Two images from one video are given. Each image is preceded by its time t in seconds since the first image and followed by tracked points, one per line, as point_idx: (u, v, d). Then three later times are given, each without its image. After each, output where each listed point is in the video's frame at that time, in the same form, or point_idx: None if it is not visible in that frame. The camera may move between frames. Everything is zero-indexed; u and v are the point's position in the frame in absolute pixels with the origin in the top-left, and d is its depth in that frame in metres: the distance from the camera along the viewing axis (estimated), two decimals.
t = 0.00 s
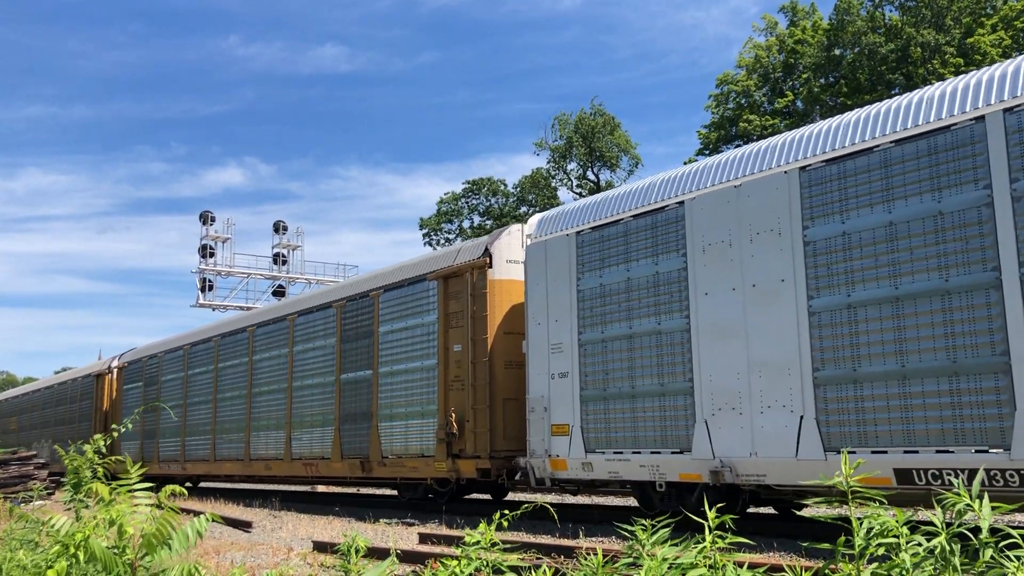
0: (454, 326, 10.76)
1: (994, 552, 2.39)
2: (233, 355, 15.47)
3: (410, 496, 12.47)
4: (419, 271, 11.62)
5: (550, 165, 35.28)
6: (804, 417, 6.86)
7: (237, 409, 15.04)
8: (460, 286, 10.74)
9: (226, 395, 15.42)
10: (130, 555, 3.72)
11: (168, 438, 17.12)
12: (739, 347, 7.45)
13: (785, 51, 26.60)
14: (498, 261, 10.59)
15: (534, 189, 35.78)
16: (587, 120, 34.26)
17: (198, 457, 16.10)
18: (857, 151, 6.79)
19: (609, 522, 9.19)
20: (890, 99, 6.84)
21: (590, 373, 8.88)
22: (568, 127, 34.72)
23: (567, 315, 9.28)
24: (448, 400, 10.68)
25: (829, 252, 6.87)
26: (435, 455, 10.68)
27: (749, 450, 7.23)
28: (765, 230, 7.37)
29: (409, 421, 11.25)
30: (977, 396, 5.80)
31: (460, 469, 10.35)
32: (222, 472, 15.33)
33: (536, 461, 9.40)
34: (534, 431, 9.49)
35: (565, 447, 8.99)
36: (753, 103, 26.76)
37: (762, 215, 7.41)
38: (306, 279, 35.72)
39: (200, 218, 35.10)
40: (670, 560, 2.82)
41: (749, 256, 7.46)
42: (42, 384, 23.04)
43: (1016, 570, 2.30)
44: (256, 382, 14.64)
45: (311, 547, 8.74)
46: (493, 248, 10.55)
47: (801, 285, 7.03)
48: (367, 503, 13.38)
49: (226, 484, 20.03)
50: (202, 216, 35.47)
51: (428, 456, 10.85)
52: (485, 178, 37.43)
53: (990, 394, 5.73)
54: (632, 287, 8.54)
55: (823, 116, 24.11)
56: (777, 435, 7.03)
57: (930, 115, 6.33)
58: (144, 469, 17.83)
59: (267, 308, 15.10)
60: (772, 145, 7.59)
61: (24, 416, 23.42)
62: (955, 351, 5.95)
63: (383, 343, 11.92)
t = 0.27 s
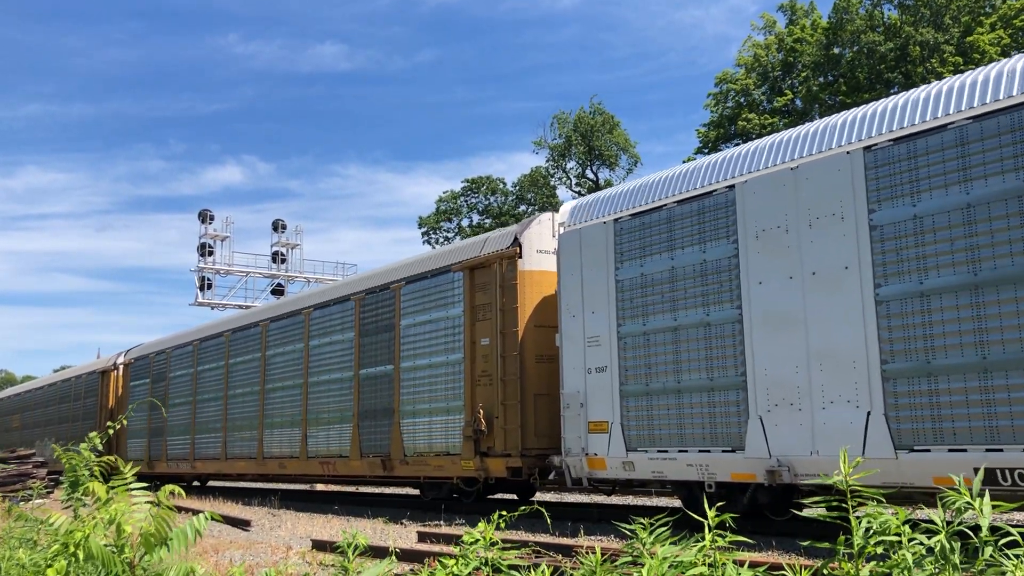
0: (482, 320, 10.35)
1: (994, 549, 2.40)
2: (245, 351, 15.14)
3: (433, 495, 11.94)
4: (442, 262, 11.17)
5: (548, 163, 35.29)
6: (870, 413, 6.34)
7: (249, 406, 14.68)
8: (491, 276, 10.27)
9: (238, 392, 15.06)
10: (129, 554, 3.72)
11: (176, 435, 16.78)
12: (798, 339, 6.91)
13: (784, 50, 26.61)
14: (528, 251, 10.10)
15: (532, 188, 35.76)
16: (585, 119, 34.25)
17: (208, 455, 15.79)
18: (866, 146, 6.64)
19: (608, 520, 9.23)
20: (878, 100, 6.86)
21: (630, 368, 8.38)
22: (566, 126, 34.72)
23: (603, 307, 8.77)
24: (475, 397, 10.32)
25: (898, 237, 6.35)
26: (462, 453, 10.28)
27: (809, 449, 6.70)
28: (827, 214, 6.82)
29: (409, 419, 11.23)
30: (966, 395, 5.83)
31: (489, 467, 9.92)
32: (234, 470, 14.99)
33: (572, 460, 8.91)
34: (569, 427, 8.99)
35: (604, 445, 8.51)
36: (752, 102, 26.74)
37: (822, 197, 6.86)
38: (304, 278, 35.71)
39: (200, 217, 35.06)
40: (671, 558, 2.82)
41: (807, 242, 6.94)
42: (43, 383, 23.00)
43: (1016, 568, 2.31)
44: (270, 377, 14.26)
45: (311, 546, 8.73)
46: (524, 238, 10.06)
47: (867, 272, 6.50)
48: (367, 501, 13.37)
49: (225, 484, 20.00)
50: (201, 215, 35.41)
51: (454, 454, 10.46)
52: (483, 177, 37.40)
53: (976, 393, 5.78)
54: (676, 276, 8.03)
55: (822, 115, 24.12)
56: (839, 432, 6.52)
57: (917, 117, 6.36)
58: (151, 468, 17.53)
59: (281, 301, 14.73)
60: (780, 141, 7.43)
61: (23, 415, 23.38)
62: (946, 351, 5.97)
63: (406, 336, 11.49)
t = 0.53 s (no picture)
0: (508, 313, 9.90)
1: (992, 548, 2.40)
2: (257, 347, 14.79)
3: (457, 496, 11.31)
4: (468, 253, 10.72)
5: (547, 162, 35.29)
6: (946, 408, 5.83)
7: (262, 403, 14.33)
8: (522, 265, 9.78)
9: (250, 389, 14.71)
10: (127, 552, 3.71)
11: (188, 433, 16.50)
12: (864, 329, 6.40)
13: (782, 49, 26.60)
14: (560, 240, 9.64)
15: (531, 186, 35.74)
16: (583, 118, 34.23)
17: (218, 455, 15.50)
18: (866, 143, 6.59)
19: (604, 519, 9.24)
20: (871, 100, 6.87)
21: (675, 361, 7.84)
22: (564, 124, 34.71)
23: (644, 297, 8.23)
24: (502, 393, 9.81)
25: (978, 217, 5.83)
26: (488, 453, 9.80)
27: (877, 447, 6.19)
28: (896, 194, 6.32)
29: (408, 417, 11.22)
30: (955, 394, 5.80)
31: (518, 467, 9.43)
32: (245, 470, 14.66)
33: (610, 459, 8.37)
34: (606, 425, 8.45)
35: (646, 444, 7.94)
36: (750, 100, 26.74)
37: (891, 176, 6.36)
38: (302, 277, 35.69)
39: (198, 216, 35.04)
40: (666, 557, 2.81)
41: (874, 225, 6.43)
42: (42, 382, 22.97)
43: (1015, 567, 2.32)
44: (275, 374, 14.09)
45: (308, 545, 8.72)
46: (556, 226, 9.60)
47: (943, 256, 5.99)
48: (365, 500, 13.36)
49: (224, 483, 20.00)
50: (198, 214, 35.37)
51: (481, 452, 9.95)
52: (482, 176, 37.39)
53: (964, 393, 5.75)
54: (726, 263, 7.51)
55: (819, 113, 24.14)
56: (911, 429, 6.01)
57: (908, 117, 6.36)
58: (160, 467, 17.27)
59: (296, 295, 14.35)
60: (777, 139, 7.39)
61: (25, 414, 23.40)
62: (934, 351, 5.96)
63: (428, 330, 11.03)
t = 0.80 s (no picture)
0: (540, 305, 9.66)
1: (988, 545, 2.40)
2: (270, 342, 14.46)
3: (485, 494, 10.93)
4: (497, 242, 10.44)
5: (544, 160, 35.30)
6: None
7: (275, 398, 14.00)
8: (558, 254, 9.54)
9: (263, 385, 14.40)
10: (125, 551, 3.73)
11: (198, 431, 16.20)
12: (937, 318, 6.12)
13: (780, 47, 26.64)
14: (595, 228, 9.41)
15: (528, 185, 35.73)
16: (581, 116, 34.25)
17: (229, 452, 15.21)
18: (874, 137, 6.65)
19: (601, 517, 9.27)
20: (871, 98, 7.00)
21: (724, 354, 7.57)
22: (562, 123, 34.73)
23: (690, 287, 7.93)
24: (535, 388, 9.56)
25: None
26: (520, 450, 9.54)
27: (953, 442, 5.91)
28: (971, 175, 6.04)
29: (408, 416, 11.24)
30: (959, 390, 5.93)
31: (553, 464, 9.20)
32: (257, 468, 14.36)
33: (654, 456, 8.08)
34: (650, 420, 8.15)
35: (695, 440, 7.66)
36: (747, 98, 26.77)
37: (965, 156, 6.08)
38: (300, 276, 35.67)
39: (195, 215, 35.01)
40: (661, 554, 2.83)
41: (948, 209, 6.15)
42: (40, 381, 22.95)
43: (1011, 564, 2.33)
44: (275, 372, 14.12)
45: (307, 543, 8.74)
46: (590, 214, 9.38)
47: None
48: (364, 498, 13.39)
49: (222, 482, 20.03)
50: (196, 213, 35.35)
51: (512, 449, 9.69)
52: (479, 174, 37.40)
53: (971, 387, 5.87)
54: (780, 250, 7.24)
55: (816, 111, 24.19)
56: (990, 422, 5.73)
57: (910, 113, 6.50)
58: (169, 464, 17.03)
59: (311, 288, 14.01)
60: (779, 138, 7.51)
61: (25, 413, 23.41)
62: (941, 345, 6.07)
63: (455, 322, 10.74)
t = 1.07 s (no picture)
0: (574, 296, 9.28)
1: (984, 543, 2.41)
2: (284, 337, 14.12)
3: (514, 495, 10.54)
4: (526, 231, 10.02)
5: (543, 159, 35.30)
6: None
7: (290, 395, 13.64)
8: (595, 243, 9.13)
9: (277, 381, 14.04)
10: (123, 550, 3.72)
11: (208, 429, 15.84)
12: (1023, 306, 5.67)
13: (778, 45, 26.64)
14: (634, 215, 8.98)
15: (527, 184, 35.73)
16: (579, 115, 34.25)
17: (240, 451, 14.85)
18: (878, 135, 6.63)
19: (599, 516, 9.28)
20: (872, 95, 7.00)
21: (779, 347, 7.13)
22: (560, 122, 34.72)
23: (743, 276, 7.46)
24: (570, 383, 9.19)
25: None
26: (554, 447, 9.18)
27: None
28: None
29: (407, 414, 11.27)
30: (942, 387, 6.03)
31: (590, 463, 8.84)
32: (271, 467, 14.01)
33: (702, 455, 7.64)
34: (698, 417, 7.71)
35: (748, 438, 7.23)
36: (746, 96, 26.78)
37: None
38: (299, 275, 35.66)
39: (194, 214, 35.01)
40: (660, 553, 2.84)
41: None
42: (41, 379, 22.90)
43: (1007, 562, 2.33)
44: (273, 371, 14.12)
45: (306, 541, 8.75)
46: (627, 201, 8.98)
47: None
48: (362, 497, 13.39)
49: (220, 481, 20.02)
50: (194, 211, 35.33)
51: (545, 447, 9.32)
52: (477, 173, 37.38)
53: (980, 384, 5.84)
54: (843, 235, 6.80)
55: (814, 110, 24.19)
56: None
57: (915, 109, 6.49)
58: (178, 463, 16.71)
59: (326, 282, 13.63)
60: (779, 134, 7.50)
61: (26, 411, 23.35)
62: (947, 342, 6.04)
63: (481, 315, 10.35)
